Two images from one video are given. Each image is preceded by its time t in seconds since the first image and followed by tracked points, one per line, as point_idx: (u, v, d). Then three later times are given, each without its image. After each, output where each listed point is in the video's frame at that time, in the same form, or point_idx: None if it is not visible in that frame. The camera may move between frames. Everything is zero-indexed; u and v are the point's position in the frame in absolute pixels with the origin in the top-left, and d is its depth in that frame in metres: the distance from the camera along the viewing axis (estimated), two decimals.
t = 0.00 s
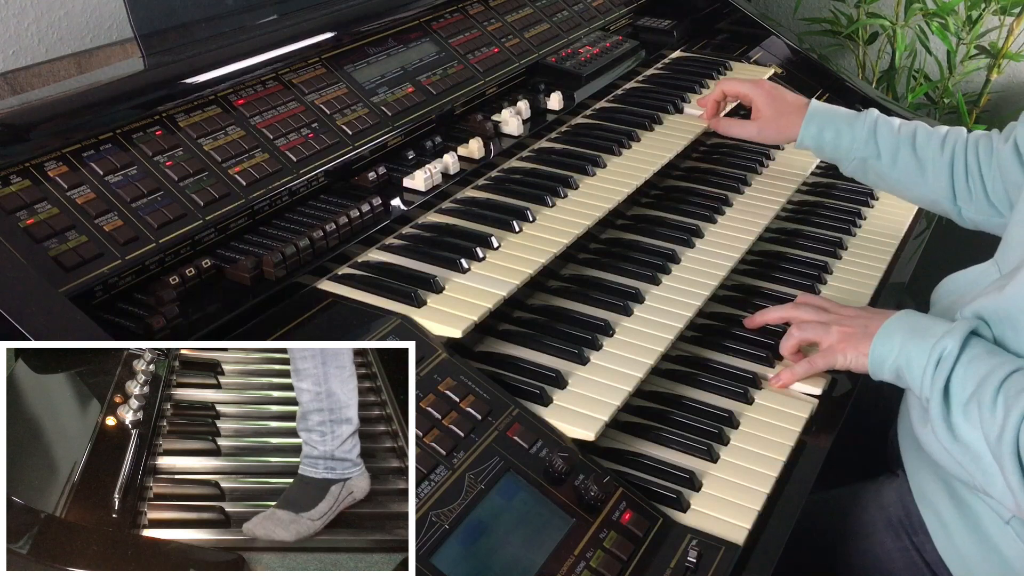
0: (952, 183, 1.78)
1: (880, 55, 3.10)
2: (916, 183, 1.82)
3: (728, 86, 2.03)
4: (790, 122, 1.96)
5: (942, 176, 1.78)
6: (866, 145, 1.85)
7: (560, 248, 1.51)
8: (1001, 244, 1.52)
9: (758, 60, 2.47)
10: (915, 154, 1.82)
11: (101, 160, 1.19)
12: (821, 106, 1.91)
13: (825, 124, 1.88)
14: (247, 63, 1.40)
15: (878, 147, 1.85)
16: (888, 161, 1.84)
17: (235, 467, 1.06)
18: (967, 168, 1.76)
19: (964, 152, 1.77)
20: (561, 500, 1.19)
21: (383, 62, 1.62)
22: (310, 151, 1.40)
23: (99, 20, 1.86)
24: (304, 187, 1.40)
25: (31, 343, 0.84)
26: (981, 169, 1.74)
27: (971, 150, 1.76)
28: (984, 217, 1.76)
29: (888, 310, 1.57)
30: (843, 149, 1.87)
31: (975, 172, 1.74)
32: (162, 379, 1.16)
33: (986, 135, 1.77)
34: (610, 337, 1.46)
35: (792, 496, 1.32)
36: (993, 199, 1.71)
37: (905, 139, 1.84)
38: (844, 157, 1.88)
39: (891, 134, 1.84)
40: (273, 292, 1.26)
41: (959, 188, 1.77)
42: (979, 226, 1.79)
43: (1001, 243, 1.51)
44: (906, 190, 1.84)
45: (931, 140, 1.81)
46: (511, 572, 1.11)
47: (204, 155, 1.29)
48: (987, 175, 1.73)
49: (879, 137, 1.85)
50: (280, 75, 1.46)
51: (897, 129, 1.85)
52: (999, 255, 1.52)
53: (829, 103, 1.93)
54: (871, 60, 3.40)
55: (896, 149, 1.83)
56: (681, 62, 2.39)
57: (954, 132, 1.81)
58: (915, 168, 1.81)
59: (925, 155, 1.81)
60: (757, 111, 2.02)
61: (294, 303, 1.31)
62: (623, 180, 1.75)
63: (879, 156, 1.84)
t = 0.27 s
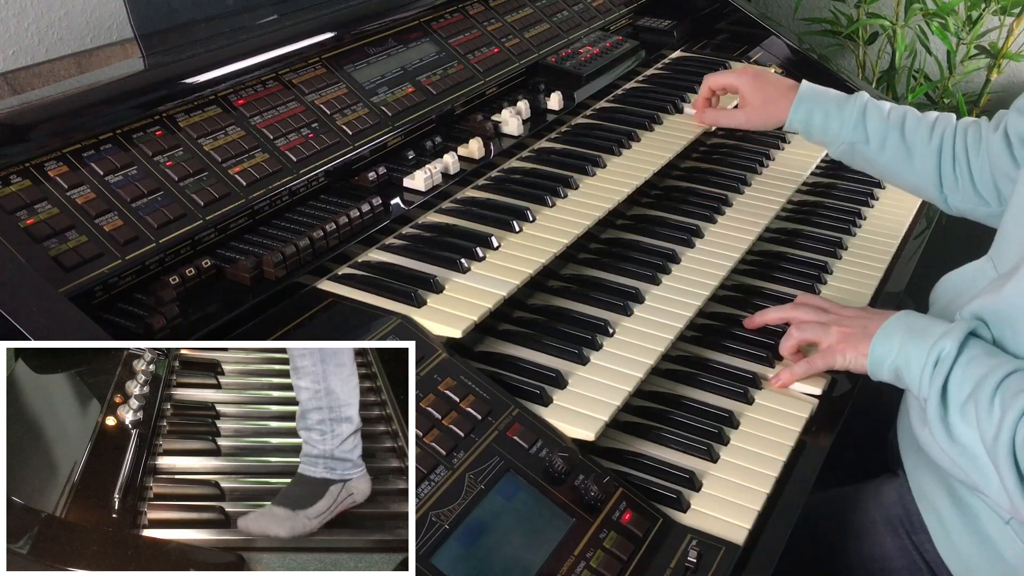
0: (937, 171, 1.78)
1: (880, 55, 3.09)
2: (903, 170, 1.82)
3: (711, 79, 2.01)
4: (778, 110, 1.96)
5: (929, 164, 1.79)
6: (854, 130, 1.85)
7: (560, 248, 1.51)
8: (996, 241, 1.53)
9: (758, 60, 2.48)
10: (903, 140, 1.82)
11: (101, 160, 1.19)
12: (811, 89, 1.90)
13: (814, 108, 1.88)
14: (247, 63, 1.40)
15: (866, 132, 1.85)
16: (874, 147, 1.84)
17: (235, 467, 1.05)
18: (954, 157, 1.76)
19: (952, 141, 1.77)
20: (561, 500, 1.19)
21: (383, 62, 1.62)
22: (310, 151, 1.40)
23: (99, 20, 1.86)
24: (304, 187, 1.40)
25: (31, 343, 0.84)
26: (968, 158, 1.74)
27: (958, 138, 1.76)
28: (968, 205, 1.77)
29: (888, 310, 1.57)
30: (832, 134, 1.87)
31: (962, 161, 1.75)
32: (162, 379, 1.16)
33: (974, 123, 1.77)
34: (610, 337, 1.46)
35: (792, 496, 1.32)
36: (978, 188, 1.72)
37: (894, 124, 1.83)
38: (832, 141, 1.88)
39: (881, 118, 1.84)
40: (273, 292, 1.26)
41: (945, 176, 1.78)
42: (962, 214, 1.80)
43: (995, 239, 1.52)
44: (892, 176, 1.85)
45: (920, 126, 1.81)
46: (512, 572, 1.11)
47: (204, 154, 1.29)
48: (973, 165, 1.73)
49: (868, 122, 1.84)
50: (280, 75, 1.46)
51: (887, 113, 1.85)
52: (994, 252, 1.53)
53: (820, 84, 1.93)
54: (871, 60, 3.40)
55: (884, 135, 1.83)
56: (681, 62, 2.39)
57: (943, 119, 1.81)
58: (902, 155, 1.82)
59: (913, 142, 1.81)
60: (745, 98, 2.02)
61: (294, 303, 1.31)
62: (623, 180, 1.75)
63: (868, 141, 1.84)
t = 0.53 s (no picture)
0: (941, 187, 1.78)
1: (880, 55, 3.09)
2: (906, 187, 1.82)
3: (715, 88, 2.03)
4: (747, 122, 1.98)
5: (931, 179, 1.79)
6: (854, 150, 1.85)
7: (560, 248, 1.51)
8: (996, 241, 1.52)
9: (758, 60, 2.48)
10: (904, 157, 1.82)
11: (100, 160, 1.19)
12: (809, 110, 1.91)
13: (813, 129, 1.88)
14: (247, 63, 1.40)
15: (866, 151, 1.85)
16: (876, 167, 1.84)
17: (235, 466, 1.05)
18: (956, 171, 1.76)
19: (953, 155, 1.77)
20: (561, 500, 1.19)
21: (383, 62, 1.62)
22: (310, 151, 1.40)
23: (99, 20, 1.86)
24: (304, 187, 1.40)
25: (31, 343, 0.84)
26: (971, 171, 1.74)
27: (960, 152, 1.76)
28: (973, 219, 1.77)
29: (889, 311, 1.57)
30: (832, 154, 1.87)
31: (965, 174, 1.75)
32: (162, 379, 1.16)
33: (974, 138, 1.78)
34: (610, 337, 1.45)
35: (792, 496, 1.32)
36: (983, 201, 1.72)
37: (894, 142, 1.84)
38: (832, 162, 1.88)
39: (880, 138, 1.85)
40: (273, 292, 1.26)
41: (948, 191, 1.77)
42: (968, 229, 1.79)
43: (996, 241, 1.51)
44: (895, 194, 1.84)
45: (919, 144, 1.82)
46: (511, 572, 1.11)
47: (204, 155, 1.29)
48: (977, 177, 1.73)
49: (867, 142, 1.85)
50: (280, 75, 1.46)
51: (885, 133, 1.86)
52: (994, 254, 1.52)
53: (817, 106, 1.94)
54: (871, 60, 3.40)
55: (885, 153, 1.84)
56: (681, 62, 2.39)
57: (942, 136, 1.82)
58: (904, 173, 1.82)
59: (913, 159, 1.81)
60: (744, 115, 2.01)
61: (294, 303, 1.31)
62: (623, 180, 1.75)
63: (868, 159, 1.85)
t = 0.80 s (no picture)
0: (942, 189, 1.78)
1: (880, 55, 3.09)
2: (907, 189, 1.82)
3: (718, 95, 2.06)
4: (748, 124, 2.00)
5: (932, 181, 1.79)
6: (855, 153, 1.85)
7: (560, 248, 1.51)
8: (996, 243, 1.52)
9: (758, 60, 2.48)
10: (905, 160, 1.82)
11: (101, 160, 1.19)
12: (810, 113, 1.92)
13: (814, 132, 1.89)
14: (247, 63, 1.40)
15: (867, 154, 1.85)
16: (877, 169, 1.84)
17: (235, 467, 1.05)
18: (957, 172, 1.76)
19: (954, 157, 1.77)
20: (561, 500, 1.19)
21: (383, 62, 1.62)
22: (310, 151, 1.40)
23: (99, 20, 1.86)
24: (304, 187, 1.40)
25: (31, 343, 0.84)
26: (971, 173, 1.74)
27: (961, 154, 1.76)
28: (975, 221, 1.76)
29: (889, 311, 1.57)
30: (833, 157, 1.87)
31: (965, 176, 1.74)
32: (162, 379, 1.16)
33: (975, 139, 1.77)
34: (610, 337, 1.46)
35: (791, 496, 1.32)
36: (983, 203, 1.71)
37: (895, 145, 1.84)
38: (834, 165, 1.89)
39: (881, 141, 1.85)
40: (273, 292, 1.26)
41: (949, 193, 1.77)
42: (970, 230, 1.79)
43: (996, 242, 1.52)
44: (897, 196, 1.85)
45: (920, 146, 1.82)
46: (512, 572, 1.11)
47: (204, 155, 1.29)
48: (977, 179, 1.73)
49: (869, 145, 1.85)
50: (280, 75, 1.46)
51: (887, 136, 1.86)
52: (994, 254, 1.52)
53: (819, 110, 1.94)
54: (871, 60, 3.40)
55: (886, 156, 1.84)
56: (681, 62, 2.39)
57: (944, 138, 1.81)
58: (905, 175, 1.82)
59: (914, 161, 1.81)
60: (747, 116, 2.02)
61: (294, 303, 1.31)
62: (623, 180, 1.75)
63: (869, 162, 1.85)
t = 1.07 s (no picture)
0: (951, 193, 1.78)
1: (880, 55, 3.09)
2: (917, 192, 1.82)
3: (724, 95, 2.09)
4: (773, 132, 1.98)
5: (942, 185, 1.79)
6: (865, 156, 1.85)
7: (560, 248, 1.51)
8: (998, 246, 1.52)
9: (758, 60, 2.48)
10: (915, 163, 1.82)
11: (100, 160, 1.19)
12: (820, 116, 1.91)
13: (824, 135, 1.88)
14: (247, 63, 1.40)
15: (876, 156, 1.85)
16: (887, 172, 1.84)
17: (235, 467, 1.05)
18: (966, 177, 1.76)
19: (963, 161, 1.77)
20: (561, 500, 1.19)
21: (383, 62, 1.62)
22: (310, 151, 1.40)
23: (99, 19, 1.86)
24: (304, 187, 1.40)
25: (31, 344, 0.84)
26: (981, 177, 1.74)
27: (970, 158, 1.76)
28: (984, 225, 1.77)
29: (889, 312, 1.57)
30: (843, 159, 1.86)
31: (975, 180, 1.75)
32: (162, 379, 1.15)
33: (984, 143, 1.78)
34: (610, 337, 1.46)
35: (791, 496, 1.32)
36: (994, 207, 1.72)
37: (904, 148, 1.84)
38: (843, 168, 1.88)
39: (890, 144, 1.85)
40: (273, 292, 1.26)
41: (959, 197, 1.77)
42: (979, 233, 1.80)
43: (999, 244, 1.50)
44: (906, 199, 1.84)
45: (930, 150, 1.82)
46: (512, 571, 1.11)
47: (204, 155, 1.29)
48: (987, 183, 1.73)
49: (878, 148, 1.85)
50: (280, 74, 1.46)
51: (896, 139, 1.86)
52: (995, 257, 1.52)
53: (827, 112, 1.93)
54: (871, 60, 3.40)
55: (895, 159, 1.83)
56: (681, 62, 2.39)
57: (952, 141, 1.81)
58: (914, 178, 1.82)
59: (924, 165, 1.81)
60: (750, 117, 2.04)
61: (294, 303, 1.31)
62: (623, 180, 1.75)
63: (879, 165, 1.84)
